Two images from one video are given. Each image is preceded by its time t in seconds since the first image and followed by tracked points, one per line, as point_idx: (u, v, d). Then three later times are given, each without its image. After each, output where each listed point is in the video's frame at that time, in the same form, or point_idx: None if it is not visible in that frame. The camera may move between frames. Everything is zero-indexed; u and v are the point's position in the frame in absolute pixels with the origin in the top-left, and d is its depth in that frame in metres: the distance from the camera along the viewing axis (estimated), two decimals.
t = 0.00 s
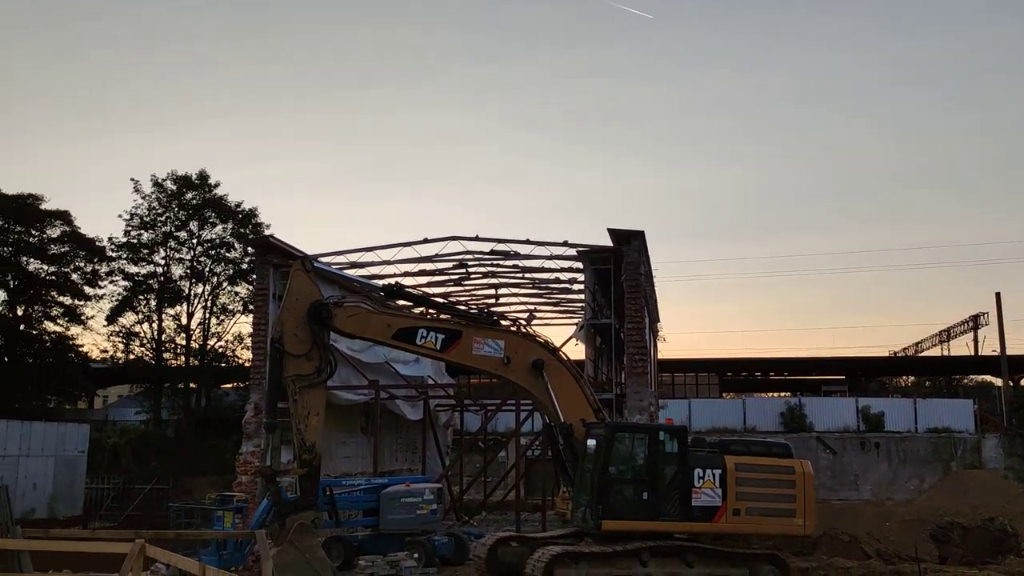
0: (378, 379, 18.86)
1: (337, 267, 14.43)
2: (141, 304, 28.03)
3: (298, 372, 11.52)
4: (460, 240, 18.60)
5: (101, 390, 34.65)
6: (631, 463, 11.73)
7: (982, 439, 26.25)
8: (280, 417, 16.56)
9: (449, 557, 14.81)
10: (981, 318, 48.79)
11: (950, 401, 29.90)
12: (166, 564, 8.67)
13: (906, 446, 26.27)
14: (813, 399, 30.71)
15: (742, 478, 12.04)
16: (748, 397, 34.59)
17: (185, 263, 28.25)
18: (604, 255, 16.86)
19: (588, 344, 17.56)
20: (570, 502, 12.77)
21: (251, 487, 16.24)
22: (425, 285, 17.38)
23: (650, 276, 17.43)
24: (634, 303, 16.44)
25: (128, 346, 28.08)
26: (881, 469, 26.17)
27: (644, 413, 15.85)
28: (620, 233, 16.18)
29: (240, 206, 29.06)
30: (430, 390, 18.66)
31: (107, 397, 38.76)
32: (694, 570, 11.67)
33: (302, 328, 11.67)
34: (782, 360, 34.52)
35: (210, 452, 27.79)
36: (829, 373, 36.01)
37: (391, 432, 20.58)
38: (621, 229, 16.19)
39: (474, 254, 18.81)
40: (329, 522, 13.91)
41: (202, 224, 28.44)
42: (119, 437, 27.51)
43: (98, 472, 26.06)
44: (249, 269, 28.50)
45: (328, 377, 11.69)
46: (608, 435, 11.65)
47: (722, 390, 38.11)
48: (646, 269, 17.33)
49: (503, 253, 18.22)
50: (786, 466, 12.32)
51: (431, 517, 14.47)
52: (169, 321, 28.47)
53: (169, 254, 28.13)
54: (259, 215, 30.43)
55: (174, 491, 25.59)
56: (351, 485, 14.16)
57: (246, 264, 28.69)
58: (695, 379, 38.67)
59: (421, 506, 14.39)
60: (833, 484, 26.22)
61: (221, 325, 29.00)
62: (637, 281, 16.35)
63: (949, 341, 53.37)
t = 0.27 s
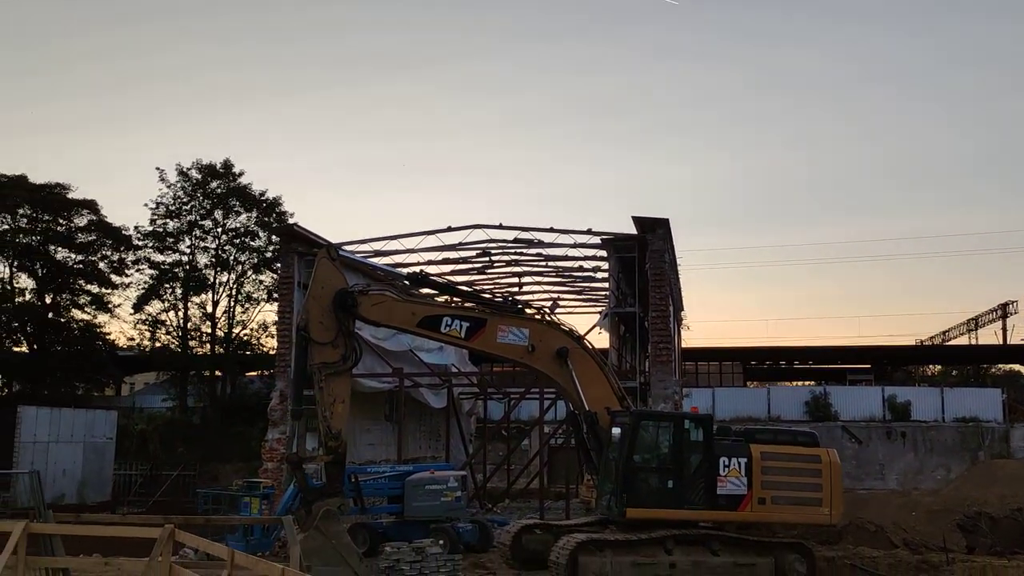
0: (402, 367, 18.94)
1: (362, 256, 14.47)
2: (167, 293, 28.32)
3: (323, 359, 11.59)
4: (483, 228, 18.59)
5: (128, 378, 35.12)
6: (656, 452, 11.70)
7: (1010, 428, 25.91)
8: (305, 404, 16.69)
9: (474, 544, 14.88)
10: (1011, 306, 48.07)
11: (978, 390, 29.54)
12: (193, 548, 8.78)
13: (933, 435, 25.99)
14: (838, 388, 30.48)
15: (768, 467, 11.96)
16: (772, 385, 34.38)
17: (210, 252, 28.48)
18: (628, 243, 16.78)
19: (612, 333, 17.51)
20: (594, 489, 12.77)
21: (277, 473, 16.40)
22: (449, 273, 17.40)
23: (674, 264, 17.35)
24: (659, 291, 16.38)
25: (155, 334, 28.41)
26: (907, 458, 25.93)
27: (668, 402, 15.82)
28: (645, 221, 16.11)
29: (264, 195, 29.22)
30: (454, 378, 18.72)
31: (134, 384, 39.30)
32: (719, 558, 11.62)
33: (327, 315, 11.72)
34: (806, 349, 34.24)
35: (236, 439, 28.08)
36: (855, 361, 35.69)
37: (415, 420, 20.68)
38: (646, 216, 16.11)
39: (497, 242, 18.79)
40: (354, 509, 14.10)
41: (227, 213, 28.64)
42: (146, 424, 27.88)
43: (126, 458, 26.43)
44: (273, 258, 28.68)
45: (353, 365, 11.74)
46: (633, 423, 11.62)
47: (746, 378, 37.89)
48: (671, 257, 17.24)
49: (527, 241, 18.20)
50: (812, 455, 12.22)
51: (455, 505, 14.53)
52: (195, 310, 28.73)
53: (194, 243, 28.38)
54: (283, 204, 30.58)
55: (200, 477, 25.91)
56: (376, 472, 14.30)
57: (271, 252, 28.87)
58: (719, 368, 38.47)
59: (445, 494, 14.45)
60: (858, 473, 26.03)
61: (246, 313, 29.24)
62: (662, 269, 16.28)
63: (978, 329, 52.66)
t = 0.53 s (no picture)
0: (427, 355, 19.03)
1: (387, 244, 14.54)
2: (194, 282, 28.64)
3: (350, 347, 11.68)
4: (507, 217, 18.58)
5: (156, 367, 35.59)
6: (682, 440, 11.67)
7: None
8: (332, 392, 16.83)
9: (499, 531, 14.97)
10: None
11: (1009, 377, 29.14)
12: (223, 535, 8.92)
13: (962, 423, 25.68)
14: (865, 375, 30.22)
15: (795, 454, 11.90)
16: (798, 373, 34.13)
17: (236, 242, 28.74)
18: (653, 230, 16.72)
19: (637, 321, 17.46)
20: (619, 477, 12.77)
21: (305, 461, 16.58)
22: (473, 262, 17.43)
23: (699, 252, 17.28)
24: (684, 278, 16.33)
25: (182, 323, 28.75)
26: (935, 446, 25.67)
27: (694, 389, 15.79)
28: (669, 208, 16.07)
29: (289, 185, 29.39)
30: (478, 366, 18.78)
31: (163, 373, 39.82)
32: (746, 546, 11.59)
33: (353, 304, 11.80)
34: (833, 336, 33.93)
35: (262, 427, 28.40)
36: (882, 349, 35.32)
37: (440, 408, 20.79)
38: (670, 204, 16.07)
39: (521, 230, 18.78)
40: (381, 496, 14.23)
41: (252, 203, 28.85)
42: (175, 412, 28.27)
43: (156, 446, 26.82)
44: (298, 247, 28.87)
45: (379, 353, 11.80)
46: (659, 411, 11.60)
47: (771, 366, 37.64)
48: (696, 244, 17.16)
49: (551, 229, 18.18)
50: (839, 442, 12.13)
51: (480, 492, 14.61)
52: (221, 299, 29.03)
53: (220, 233, 28.64)
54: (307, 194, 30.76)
55: (228, 465, 26.24)
56: (402, 459, 14.42)
57: (296, 242, 29.06)
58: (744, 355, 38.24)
59: (471, 481, 14.54)
60: (886, 461, 25.81)
61: (272, 303, 29.49)
62: (687, 257, 16.23)
63: (1008, 316, 51.90)
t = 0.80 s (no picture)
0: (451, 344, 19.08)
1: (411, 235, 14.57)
2: (219, 273, 28.90)
3: (374, 337, 11.72)
4: (529, 206, 18.52)
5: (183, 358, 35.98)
6: (707, 428, 11.61)
7: None
8: (357, 382, 16.90)
9: (525, 519, 15.00)
10: None
11: None
12: (253, 523, 8.95)
13: (991, 411, 25.33)
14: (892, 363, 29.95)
15: (822, 443, 11.81)
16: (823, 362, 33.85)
17: (260, 233, 28.94)
18: (676, 219, 16.65)
19: (661, 309, 17.38)
20: (645, 466, 12.74)
21: (330, 450, 16.70)
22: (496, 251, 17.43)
23: (723, 239, 17.19)
24: (708, 266, 16.26)
25: (207, 314, 29.01)
26: (963, 435, 25.37)
27: (718, 378, 15.74)
28: (693, 195, 16.07)
29: (311, 176, 29.52)
30: (502, 356, 18.79)
31: (188, 364, 40.26)
32: (773, 535, 11.52)
33: (377, 294, 11.84)
34: (859, 324, 33.61)
35: (287, 416, 28.65)
36: (908, 336, 34.92)
37: (463, 397, 20.86)
38: (694, 191, 16.06)
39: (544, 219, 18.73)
40: (406, 484, 14.32)
41: (276, 194, 29.01)
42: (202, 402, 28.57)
43: (182, 436, 27.11)
44: (321, 238, 29.01)
45: (404, 343, 11.83)
46: (684, 399, 11.55)
47: (795, 354, 37.36)
48: (719, 232, 17.08)
49: (574, 218, 18.13)
50: (867, 431, 12.03)
51: (505, 481, 14.63)
52: (245, 290, 29.27)
53: (244, 224, 28.85)
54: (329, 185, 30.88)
55: (254, 454, 26.48)
56: (427, 448, 14.50)
57: (319, 232, 29.19)
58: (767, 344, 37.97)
59: (496, 470, 14.56)
60: (913, 450, 25.56)
61: (295, 293, 29.68)
62: (711, 244, 16.16)
63: None
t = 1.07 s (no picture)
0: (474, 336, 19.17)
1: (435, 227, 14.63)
2: (242, 267, 29.16)
3: (400, 329, 11.80)
4: (551, 197, 18.51)
5: (207, 350, 36.37)
6: (733, 418, 11.61)
7: None
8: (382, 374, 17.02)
9: (550, 509, 15.08)
10: None
11: None
12: (284, 513, 9.03)
13: (1018, 400, 25.07)
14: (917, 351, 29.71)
15: (848, 432, 11.77)
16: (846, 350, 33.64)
17: (283, 226, 29.15)
18: (699, 208, 16.60)
19: (684, 299, 17.35)
20: (670, 456, 12.77)
21: (355, 441, 16.85)
22: (518, 243, 17.47)
23: (746, 228, 17.15)
24: (732, 256, 16.24)
25: (231, 308, 29.28)
26: (989, 424, 25.14)
27: (742, 368, 15.72)
28: (716, 185, 16.01)
29: (332, 169, 29.68)
30: (524, 347, 18.85)
31: (212, 357, 40.68)
32: (800, 524, 11.50)
33: (402, 287, 11.92)
34: (882, 312, 33.33)
35: (311, 408, 28.90)
36: (933, 325, 34.60)
37: (486, 388, 20.96)
38: (717, 181, 16.00)
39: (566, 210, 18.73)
40: (432, 475, 14.46)
41: (297, 187, 29.19)
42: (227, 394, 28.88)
43: (208, 428, 27.42)
44: (343, 230, 29.17)
45: (429, 335, 11.90)
46: (710, 390, 11.57)
47: (818, 344, 37.13)
48: (743, 222, 17.00)
49: (596, 209, 18.13)
50: (894, 419, 11.97)
51: (529, 471, 14.73)
52: (269, 283, 29.51)
53: (266, 217, 29.07)
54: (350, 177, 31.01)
55: (279, 446, 26.72)
56: (452, 439, 14.63)
57: (341, 225, 29.35)
58: (790, 333, 37.76)
59: (520, 460, 14.65)
60: (939, 439, 25.37)
61: (318, 286, 29.89)
62: (734, 234, 16.14)
63: None
